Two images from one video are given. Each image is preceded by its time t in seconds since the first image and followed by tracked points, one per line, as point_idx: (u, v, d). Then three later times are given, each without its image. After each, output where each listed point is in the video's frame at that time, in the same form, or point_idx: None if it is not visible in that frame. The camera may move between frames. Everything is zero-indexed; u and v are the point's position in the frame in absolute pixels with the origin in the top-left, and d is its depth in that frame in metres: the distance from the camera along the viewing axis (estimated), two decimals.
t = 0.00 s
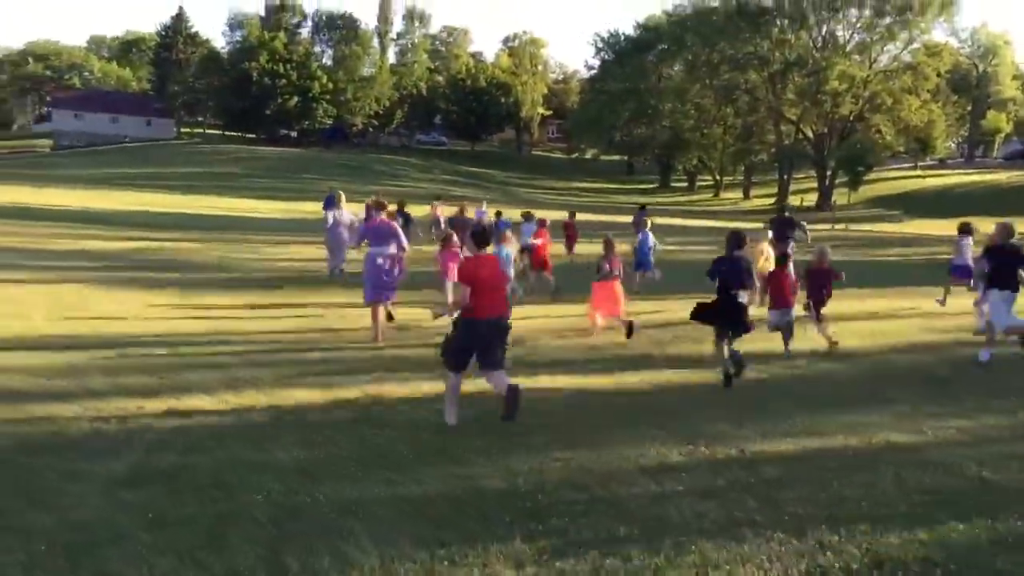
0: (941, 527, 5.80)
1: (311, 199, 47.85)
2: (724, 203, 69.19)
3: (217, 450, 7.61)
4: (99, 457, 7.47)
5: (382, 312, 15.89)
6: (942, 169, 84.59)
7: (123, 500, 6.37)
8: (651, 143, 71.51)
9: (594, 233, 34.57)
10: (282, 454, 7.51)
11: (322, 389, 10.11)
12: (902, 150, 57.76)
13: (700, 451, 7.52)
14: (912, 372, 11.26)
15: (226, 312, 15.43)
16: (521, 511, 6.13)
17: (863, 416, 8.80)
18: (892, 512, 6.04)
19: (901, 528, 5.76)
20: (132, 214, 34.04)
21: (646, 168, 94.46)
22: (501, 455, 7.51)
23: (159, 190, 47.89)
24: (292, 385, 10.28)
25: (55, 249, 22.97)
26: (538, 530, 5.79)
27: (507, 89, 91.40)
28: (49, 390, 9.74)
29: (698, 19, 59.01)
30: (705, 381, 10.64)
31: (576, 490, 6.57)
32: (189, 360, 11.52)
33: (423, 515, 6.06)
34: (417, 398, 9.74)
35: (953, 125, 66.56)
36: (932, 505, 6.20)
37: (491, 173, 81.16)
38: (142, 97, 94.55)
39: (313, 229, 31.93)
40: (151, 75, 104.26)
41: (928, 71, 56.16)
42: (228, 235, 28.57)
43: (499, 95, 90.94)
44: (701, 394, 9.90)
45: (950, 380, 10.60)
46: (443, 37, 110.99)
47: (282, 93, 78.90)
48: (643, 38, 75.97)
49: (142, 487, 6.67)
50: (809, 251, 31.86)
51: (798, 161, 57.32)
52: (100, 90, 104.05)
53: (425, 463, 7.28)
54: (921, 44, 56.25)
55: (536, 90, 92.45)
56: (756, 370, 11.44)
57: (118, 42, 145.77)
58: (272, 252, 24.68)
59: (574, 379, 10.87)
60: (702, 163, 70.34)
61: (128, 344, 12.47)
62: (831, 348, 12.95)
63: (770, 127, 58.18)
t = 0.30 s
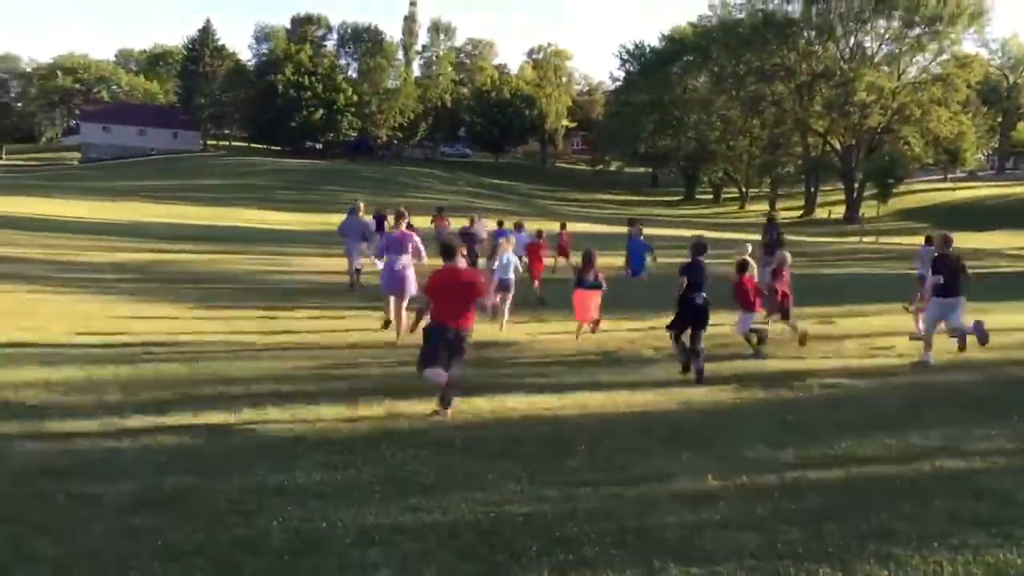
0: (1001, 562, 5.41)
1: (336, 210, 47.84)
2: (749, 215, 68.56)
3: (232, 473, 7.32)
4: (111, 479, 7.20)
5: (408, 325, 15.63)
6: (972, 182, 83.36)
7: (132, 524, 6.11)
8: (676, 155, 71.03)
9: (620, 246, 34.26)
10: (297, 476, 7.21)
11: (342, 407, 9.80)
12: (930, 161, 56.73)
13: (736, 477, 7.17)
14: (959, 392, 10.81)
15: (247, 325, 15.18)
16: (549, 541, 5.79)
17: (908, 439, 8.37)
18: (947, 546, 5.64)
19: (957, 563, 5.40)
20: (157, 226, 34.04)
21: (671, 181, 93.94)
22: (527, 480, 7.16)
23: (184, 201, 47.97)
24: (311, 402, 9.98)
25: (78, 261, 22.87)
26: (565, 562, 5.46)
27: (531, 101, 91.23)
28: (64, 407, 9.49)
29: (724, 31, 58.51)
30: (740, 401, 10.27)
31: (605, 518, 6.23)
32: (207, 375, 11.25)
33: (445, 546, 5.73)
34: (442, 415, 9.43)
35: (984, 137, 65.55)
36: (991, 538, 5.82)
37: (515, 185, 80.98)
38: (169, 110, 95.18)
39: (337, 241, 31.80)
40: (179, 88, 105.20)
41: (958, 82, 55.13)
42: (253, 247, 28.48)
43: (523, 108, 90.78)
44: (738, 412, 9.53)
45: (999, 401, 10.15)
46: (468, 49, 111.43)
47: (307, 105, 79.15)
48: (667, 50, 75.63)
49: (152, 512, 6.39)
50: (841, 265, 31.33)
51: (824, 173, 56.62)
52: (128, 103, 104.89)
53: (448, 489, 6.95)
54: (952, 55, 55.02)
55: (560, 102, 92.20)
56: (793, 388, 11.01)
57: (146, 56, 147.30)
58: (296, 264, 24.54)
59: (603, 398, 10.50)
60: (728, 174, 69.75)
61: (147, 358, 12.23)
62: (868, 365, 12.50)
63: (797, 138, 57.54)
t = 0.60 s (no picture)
0: None
1: (344, 218, 47.79)
2: (758, 220, 68.22)
3: (247, 490, 7.15)
4: (122, 495, 7.05)
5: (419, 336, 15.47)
6: (982, 186, 82.84)
7: (142, 545, 5.96)
8: (685, 161, 70.75)
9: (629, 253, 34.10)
10: (311, 492, 7.04)
11: (355, 420, 9.60)
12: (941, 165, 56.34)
13: (761, 491, 6.98)
14: (982, 401, 10.60)
15: (257, 335, 14.97)
16: (572, 563, 5.61)
17: (937, 451, 8.16)
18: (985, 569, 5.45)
19: None
20: (166, 235, 33.96)
21: (679, 187, 93.67)
22: (548, 495, 7.00)
23: (192, 210, 47.91)
24: (324, 415, 9.79)
25: (88, 271, 22.77)
26: None
27: (539, 107, 90.97)
28: (74, 420, 9.33)
29: (732, 36, 58.21)
30: (760, 410, 10.08)
31: (629, 537, 6.06)
32: (219, 386, 11.09)
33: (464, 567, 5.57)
34: (457, 428, 9.26)
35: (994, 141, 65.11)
36: None
37: (523, 191, 80.83)
38: (178, 118, 95.34)
39: (346, 249, 31.74)
40: (187, 96, 105.44)
41: (968, 86, 54.70)
42: (262, 255, 28.41)
43: (531, 114, 90.61)
44: (759, 423, 9.35)
45: None
46: (476, 56, 111.57)
47: (315, 113, 79.19)
48: (674, 56, 75.59)
49: (167, 532, 6.24)
50: (852, 271, 31.09)
51: (833, 178, 56.30)
52: (137, 112, 105.05)
53: (466, 505, 6.78)
54: (961, 59, 54.69)
55: (568, 108, 92.01)
56: (814, 397, 10.81)
57: (154, 65, 147.71)
58: (305, 273, 24.45)
59: (620, 408, 10.31)
60: (736, 179, 69.46)
61: (156, 369, 12.07)
62: (884, 374, 12.28)
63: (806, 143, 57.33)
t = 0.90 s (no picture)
0: None
1: (351, 225, 47.66)
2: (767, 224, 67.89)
3: (253, 503, 6.92)
4: (126, 510, 6.82)
5: (429, 343, 15.29)
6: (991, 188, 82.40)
7: (146, 562, 5.75)
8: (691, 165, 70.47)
9: (638, 257, 33.87)
10: (322, 505, 6.82)
11: (366, 429, 9.36)
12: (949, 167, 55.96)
13: (789, 502, 6.72)
14: (1006, 406, 10.33)
15: (263, 343, 14.74)
16: None
17: (966, 458, 7.90)
18: None
19: None
20: (173, 242, 33.83)
21: (686, 191, 93.39)
22: (566, 507, 6.75)
23: (198, 217, 47.77)
24: (334, 424, 9.55)
25: (94, 278, 22.62)
26: None
27: (545, 112, 90.69)
28: (79, 431, 9.12)
29: (738, 40, 57.89)
30: (780, 417, 9.84)
31: (653, 551, 5.82)
32: (226, 395, 10.87)
33: None
34: (471, 437, 9.01)
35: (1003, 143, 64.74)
36: None
37: (530, 196, 80.63)
38: (184, 125, 95.31)
39: (353, 255, 31.54)
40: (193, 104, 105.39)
41: (974, 87, 54.02)
42: (269, 262, 28.24)
43: (537, 119, 90.40)
44: (781, 430, 9.10)
45: None
46: (481, 62, 111.56)
47: (321, 119, 79.15)
48: (680, 60, 75.36)
49: (169, 548, 6.01)
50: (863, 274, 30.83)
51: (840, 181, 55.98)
52: (143, 119, 105.09)
53: (482, 518, 6.53)
54: (968, 61, 54.37)
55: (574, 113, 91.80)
56: (834, 403, 10.56)
57: (161, 73, 147.99)
58: (312, 279, 24.29)
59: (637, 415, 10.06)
60: (744, 182, 69.13)
61: (163, 377, 11.88)
62: (905, 378, 12.01)
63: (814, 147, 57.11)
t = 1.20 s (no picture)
0: None
1: (354, 227, 47.54)
2: (771, 225, 67.71)
3: (259, 510, 6.79)
4: (130, 518, 6.69)
5: (434, 346, 15.15)
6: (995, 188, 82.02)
7: (150, 572, 5.65)
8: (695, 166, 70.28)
9: (643, 259, 33.75)
10: (329, 514, 6.68)
11: (373, 433, 9.23)
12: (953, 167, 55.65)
13: (807, 508, 6.58)
14: None
15: (268, 346, 14.64)
16: None
17: (985, 463, 7.75)
18: None
19: None
20: (176, 245, 33.79)
21: (690, 193, 93.20)
22: (579, 514, 6.61)
23: (202, 220, 47.70)
24: (340, 428, 9.43)
25: (97, 281, 22.57)
26: None
27: (547, 114, 90.44)
28: (82, 436, 9.00)
29: (741, 41, 57.74)
30: (794, 419, 9.70)
31: (670, 562, 5.69)
32: (231, 399, 10.75)
33: None
34: (480, 442, 8.86)
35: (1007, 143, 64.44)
36: None
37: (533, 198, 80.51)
38: (187, 129, 95.35)
39: (356, 258, 31.42)
40: (196, 107, 105.43)
41: (978, 87, 53.64)
42: (272, 265, 28.13)
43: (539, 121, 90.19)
44: (796, 434, 8.96)
45: None
46: (484, 65, 111.92)
47: (323, 122, 79.12)
48: (682, 61, 75.30)
49: (172, 558, 5.88)
50: (870, 275, 30.61)
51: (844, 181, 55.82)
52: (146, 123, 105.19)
53: (492, 525, 6.40)
54: (971, 61, 54.04)
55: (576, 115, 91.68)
56: (848, 405, 10.38)
57: (164, 76, 148.11)
58: (315, 281, 24.17)
59: (648, 419, 9.92)
60: (748, 183, 68.97)
61: (165, 381, 11.73)
62: (919, 380, 11.86)
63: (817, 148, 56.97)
